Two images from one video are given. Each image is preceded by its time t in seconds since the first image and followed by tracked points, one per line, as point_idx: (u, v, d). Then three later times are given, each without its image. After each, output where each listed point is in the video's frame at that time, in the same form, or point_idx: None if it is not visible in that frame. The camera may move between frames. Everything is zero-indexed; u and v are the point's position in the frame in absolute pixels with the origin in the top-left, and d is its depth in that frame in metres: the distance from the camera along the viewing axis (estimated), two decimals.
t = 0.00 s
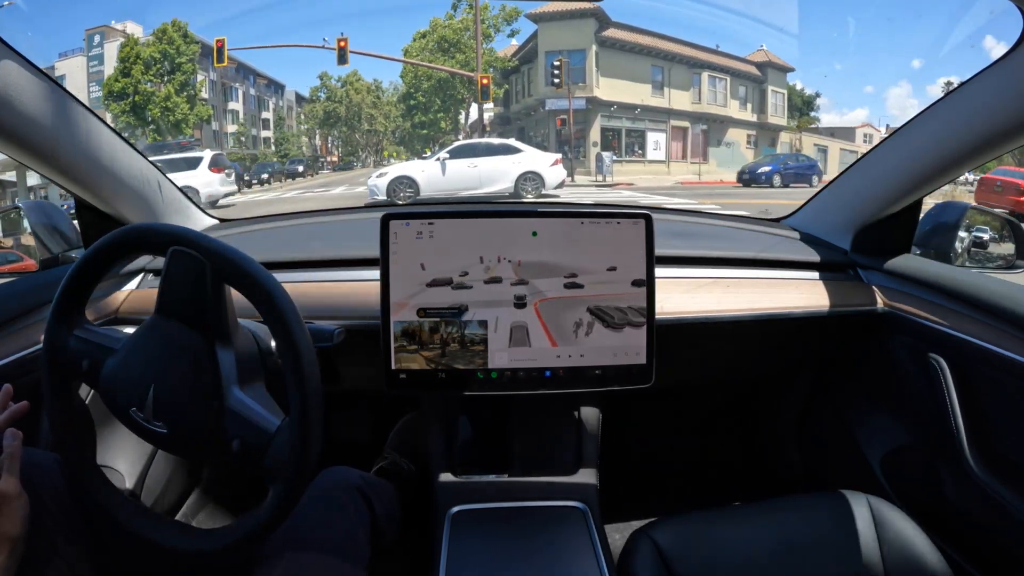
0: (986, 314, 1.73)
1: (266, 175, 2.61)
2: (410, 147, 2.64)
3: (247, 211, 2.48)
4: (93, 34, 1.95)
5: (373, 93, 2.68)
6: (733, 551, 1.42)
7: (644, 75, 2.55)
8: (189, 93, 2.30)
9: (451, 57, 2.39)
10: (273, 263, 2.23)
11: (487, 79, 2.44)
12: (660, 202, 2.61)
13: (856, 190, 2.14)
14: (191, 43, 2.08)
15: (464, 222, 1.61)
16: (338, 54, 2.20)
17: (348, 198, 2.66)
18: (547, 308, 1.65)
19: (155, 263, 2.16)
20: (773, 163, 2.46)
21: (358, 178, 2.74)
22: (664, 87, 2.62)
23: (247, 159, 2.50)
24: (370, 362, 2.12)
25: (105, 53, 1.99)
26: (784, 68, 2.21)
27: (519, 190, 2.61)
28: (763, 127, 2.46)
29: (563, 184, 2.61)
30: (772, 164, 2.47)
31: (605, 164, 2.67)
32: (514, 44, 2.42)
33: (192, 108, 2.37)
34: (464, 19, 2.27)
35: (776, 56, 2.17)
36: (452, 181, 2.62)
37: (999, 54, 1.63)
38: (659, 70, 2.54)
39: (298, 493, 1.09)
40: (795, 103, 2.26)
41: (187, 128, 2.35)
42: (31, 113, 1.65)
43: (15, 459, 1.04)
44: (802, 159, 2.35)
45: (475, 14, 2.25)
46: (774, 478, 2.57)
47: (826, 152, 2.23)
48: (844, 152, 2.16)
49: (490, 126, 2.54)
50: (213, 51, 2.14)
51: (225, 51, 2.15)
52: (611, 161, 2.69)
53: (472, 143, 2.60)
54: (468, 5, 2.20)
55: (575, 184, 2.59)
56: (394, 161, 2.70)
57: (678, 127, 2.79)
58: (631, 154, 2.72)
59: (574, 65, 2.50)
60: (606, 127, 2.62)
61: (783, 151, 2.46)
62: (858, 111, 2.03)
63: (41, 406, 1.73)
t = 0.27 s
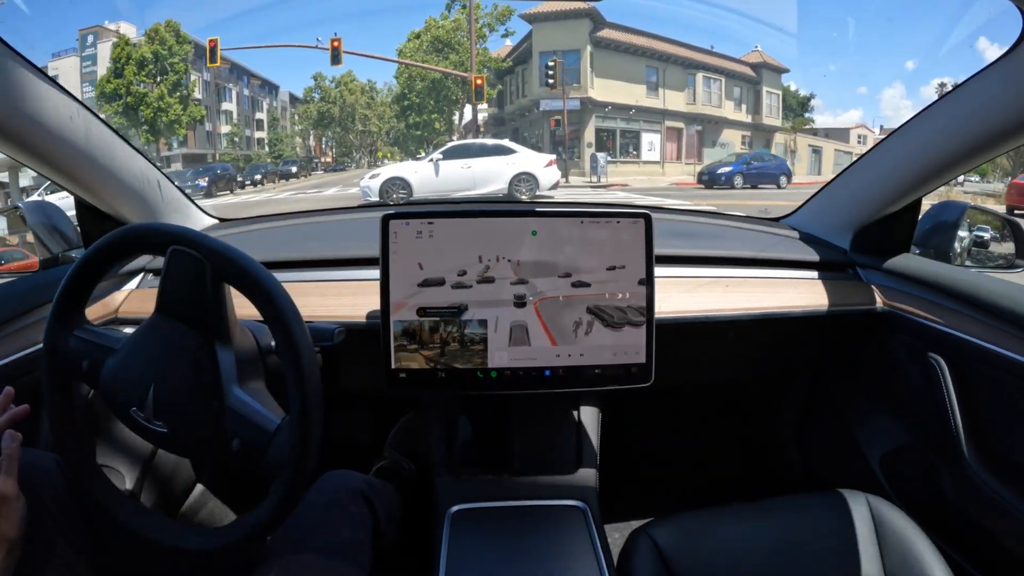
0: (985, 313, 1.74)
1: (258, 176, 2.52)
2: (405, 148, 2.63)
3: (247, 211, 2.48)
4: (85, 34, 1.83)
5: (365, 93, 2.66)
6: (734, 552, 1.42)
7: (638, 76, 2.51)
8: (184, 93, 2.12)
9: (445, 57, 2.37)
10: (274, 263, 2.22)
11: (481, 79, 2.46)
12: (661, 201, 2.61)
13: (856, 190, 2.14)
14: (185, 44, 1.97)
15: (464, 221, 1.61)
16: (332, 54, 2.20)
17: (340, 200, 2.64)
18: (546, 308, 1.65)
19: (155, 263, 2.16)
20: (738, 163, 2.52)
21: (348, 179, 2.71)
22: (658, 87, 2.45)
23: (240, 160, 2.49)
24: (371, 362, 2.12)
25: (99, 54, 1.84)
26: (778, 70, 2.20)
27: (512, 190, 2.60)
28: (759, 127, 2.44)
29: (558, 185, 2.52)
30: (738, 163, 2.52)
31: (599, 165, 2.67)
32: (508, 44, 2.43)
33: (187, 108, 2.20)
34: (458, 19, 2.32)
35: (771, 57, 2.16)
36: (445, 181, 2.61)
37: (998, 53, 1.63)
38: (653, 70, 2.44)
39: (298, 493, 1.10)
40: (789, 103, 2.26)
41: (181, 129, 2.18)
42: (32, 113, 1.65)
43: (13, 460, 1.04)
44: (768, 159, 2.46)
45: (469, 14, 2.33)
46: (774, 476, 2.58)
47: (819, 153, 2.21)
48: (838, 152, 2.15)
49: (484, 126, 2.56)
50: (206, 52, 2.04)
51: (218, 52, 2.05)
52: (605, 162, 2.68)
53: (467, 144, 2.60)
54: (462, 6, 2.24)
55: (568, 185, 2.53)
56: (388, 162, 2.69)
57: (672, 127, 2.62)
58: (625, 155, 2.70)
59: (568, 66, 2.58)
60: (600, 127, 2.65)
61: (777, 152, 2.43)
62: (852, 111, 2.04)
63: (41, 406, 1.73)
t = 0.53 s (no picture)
0: (985, 313, 1.74)
1: (243, 177, 2.51)
2: (393, 149, 2.69)
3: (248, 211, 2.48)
4: (71, 35, 1.79)
5: (353, 94, 2.65)
6: (733, 552, 1.42)
7: (628, 76, 2.48)
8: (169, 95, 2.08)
9: (432, 56, 2.33)
10: (274, 263, 2.22)
11: (469, 79, 2.46)
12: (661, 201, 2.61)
13: (857, 190, 2.14)
14: (170, 44, 1.97)
15: (464, 221, 1.61)
16: (317, 54, 2.19)
17: (327, 202, 2.64)
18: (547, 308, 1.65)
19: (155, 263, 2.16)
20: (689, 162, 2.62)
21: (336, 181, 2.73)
22: (646, 87, 2.50)
23: (226, 161, 2.46)
24: (371, 361, 2.12)
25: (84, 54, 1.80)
26: (768, 68, 2.18)
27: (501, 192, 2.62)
28: (748, 127, 2.49)
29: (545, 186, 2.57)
30: (692, 163, 2.61)
31: (588, 165, 2.68)
32: (496, 44, 2.39)
33: (173, 110, 2.15)
34: (445, 18, 2.25)
35: (761, 56, 2.15)
36: (431, 184, 2.64)
37: (998, 53, 1.63)
38: (642, 70, 2.45)
39: (298, 494, 1.09)
40: (779, 103, 2.24)
41: (166, 131, 2.10)
42: (32, 113, 1.65)
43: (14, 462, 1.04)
44: (723, 155, 2.55)
45: (456, 14, 2.25)
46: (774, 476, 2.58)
47: (809, 152, 2.27)
48: (827, 151, 2.20)
49: (472, 126, 2.55)
50: (190, 52, 2.04)
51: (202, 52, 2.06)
52: (594, 163, 2.69)
53: (454, 144, 2.61)
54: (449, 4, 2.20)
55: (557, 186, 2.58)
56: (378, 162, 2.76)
57: (662, 127, 2.56)
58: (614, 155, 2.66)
59: (557, 65, 2.51)
60: (589, 127, 2.64)
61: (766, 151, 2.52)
62: (840, 111, 2.04)
63: (41, 406, 1.73)
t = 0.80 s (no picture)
0: (986, 312, 1.74)
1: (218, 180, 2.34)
2: (372, 151, 2.65)
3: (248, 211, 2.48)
4: (45, 35, 1.70)
5: (332, 95, 2.54)
6: (734, 551, 1.42)
7: (610, 75, 2.44)
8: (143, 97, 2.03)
9: (410, 56, 2.36)
10: (274, 263, 2.22)
11: (446, 78, 2.45)
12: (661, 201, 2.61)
13: (857, 190, 2.14)
14: (144, 44, 1.98)
15: (464, 221, 1.61)
16: (292, 52, 2.19)
17: (300, 205, 2.64)
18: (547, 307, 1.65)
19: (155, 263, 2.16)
20: (628, 162, 2.70)
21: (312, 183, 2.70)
22: (629, 86, 2.55)
23: (202, 164, 2.32)
24: (371, 361, 2.12)
25: (58, 55, 1.74)
26: (750, 68, 2.23)
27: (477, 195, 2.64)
28: (729, 128, 2.56)
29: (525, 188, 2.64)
30: (628, 162, 2.70)
31: (566, 165, 2.66)
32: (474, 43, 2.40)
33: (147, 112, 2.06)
34: (422, 17, 2.30)
35: (742, 56, 2.21)
36: (403, 186, 2.60)
37: (999, 53, 1.63)
38: (624, 69, 2.47)
39: (299, 495, 1.09)
40: (760, 104, 2.28)
41: (140, 133, 2.06)
42: (32, 113, 1.66)
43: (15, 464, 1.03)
44: (665, 155, 2.68)
45: (434, 13, 2.29)
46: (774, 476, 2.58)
47: (790, 151, 2.40)
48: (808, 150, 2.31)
49: (451, 127, 2.57)
50: (160, 51, 2.04)
51: (174, 51, 2.06)
52: (573, 162, 2.65)
53: (429, 145, 2.59)
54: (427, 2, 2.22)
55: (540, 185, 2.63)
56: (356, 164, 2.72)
57: (643, 127, 2.60)
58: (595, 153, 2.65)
59: (538, 65, 2.38)
60: (570, 128, 2.58)
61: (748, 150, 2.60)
62: (818, 111, 2.12)
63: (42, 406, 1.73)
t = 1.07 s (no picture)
0: (985, 312, 1.73)
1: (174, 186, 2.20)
2: (336, 152, 2.47)
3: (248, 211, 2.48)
4: None
5: (295, 95, 2.43)
6: (734, 552, 1.42)
7: (576, 70, 2.52)
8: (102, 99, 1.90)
9: (371, 54, 2.35)
10: (274, 263, 2.22)
11: (409, 77, 2.44)
12: (661, 201, 2.61)
13: (858, 189, 2.14)
14: (99, 43, 1.87)
15: (464, 221, 1.61)
16: (249, 50, 2.19)
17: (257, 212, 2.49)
18: (548, 308, 1.65)
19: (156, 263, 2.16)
20: (540, 160, 2.57)
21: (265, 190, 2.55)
22: (594, 84, 2.59)
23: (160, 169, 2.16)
24: (371, 361, 2.12)
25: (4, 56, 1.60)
26: (713, 64, 2.25)
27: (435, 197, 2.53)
28: (696, 124, 2.60)
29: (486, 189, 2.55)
30: (544, 160, 2.58)
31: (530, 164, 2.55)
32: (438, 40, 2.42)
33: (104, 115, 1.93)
34: (384, 13, 2.28)
35: (708, 53, 2.23)
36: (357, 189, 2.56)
37: (999, 53, 1.63)
38: (589, 66, 2.53)
39: (297, 494, 1.09)
40: (727, 102, 2.39)
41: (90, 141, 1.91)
42: (33, 114, 1.66)
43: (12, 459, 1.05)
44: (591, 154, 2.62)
45: (397, 9, 2.28)
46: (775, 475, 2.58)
47: (756, 149, 2.52)
48: (775, 146, 2.43)
49: (412, 127, 2.50)
50: (114, 49, 1.96)
51: (128, 50, 1.98)
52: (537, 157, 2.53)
53: (385, 146, 2.46)
54: None
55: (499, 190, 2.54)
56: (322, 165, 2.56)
57: (610, 125, 2.62)
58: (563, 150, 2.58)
59: (501, 62, 2.40)
60: (535, 127, 2.46)
61: (715, 150, 2.64)
62: (783, 110, 2.18)
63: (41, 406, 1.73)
